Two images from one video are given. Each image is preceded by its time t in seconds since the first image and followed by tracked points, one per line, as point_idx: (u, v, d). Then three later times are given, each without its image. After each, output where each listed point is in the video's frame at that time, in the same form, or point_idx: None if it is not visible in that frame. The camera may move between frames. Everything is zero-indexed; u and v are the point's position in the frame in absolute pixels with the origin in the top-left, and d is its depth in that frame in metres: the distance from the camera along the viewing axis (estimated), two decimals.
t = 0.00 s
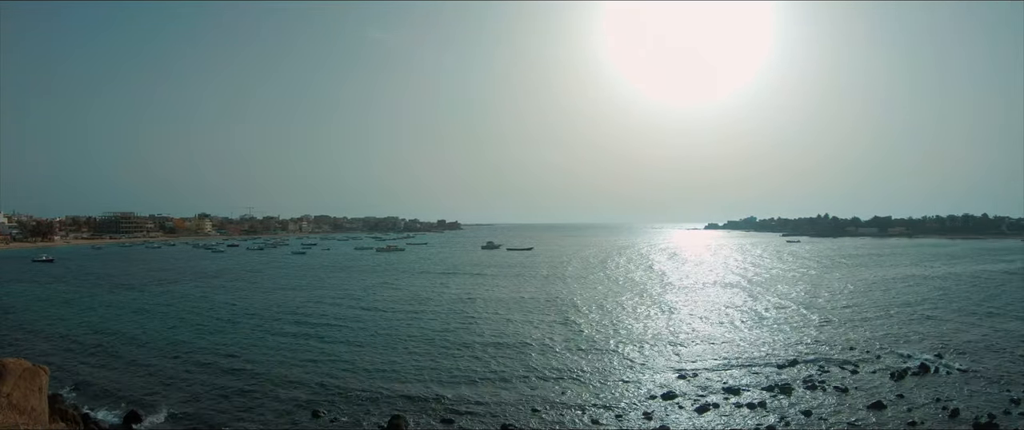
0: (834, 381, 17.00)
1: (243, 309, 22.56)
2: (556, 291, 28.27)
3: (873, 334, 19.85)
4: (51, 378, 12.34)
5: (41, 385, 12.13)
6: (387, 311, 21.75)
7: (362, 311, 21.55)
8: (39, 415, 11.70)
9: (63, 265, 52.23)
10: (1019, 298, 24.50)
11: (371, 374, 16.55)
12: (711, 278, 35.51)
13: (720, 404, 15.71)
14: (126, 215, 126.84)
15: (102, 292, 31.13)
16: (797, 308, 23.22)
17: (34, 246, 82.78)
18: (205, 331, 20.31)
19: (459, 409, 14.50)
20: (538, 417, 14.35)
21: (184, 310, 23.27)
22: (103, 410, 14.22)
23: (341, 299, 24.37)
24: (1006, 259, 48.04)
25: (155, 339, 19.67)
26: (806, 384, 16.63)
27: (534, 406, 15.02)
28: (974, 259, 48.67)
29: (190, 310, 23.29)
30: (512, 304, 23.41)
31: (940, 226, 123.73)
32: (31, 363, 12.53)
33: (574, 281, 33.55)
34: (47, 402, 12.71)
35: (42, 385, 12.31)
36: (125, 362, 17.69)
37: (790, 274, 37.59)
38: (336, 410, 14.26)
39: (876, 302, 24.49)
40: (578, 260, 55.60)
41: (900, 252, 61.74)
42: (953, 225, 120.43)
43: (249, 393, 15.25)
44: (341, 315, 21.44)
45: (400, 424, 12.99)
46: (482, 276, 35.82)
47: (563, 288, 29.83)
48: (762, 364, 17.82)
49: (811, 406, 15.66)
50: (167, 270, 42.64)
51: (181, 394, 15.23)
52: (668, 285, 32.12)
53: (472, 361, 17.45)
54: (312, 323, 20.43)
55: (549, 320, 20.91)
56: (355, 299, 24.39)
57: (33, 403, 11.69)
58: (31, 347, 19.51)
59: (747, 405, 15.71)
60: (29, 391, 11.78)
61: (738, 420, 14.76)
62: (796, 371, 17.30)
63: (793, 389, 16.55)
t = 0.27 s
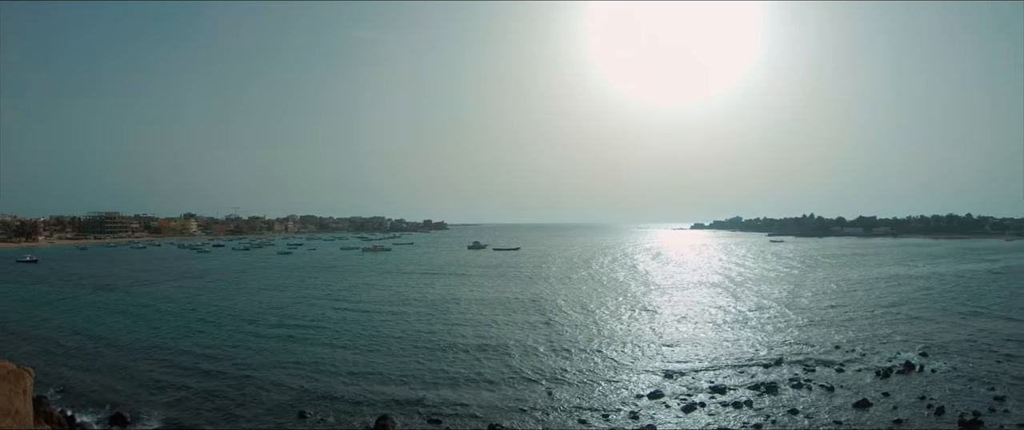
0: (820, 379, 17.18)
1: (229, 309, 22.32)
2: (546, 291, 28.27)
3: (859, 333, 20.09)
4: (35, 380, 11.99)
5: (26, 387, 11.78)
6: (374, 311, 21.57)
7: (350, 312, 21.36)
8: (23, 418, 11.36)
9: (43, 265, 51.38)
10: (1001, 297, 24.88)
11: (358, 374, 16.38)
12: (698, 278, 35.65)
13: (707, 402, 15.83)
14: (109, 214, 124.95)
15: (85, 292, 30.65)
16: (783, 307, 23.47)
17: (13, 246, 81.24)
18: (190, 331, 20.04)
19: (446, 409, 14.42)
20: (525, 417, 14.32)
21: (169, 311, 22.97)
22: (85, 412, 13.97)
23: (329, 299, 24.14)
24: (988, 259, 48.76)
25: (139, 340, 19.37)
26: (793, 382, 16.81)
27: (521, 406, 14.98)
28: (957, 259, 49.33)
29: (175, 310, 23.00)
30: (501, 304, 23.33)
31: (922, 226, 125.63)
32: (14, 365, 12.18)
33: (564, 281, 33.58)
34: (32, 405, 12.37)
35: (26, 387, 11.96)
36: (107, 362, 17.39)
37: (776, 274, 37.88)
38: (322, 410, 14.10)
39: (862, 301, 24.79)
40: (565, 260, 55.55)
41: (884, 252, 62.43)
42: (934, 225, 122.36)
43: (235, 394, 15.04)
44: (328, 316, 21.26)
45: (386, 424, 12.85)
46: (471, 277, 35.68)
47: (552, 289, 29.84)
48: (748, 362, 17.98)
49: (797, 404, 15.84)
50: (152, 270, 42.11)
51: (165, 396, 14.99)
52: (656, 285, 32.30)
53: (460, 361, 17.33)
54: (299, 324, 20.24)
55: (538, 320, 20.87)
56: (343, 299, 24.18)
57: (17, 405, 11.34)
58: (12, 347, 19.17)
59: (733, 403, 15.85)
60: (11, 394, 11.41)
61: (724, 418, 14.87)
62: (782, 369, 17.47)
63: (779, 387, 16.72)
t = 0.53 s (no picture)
0: (807, 378, 17.20)
1: (213, 310, 22.18)
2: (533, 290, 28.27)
3: (846, 331, 20.16)
4: (20, 382, 11.84)
5: (10, 390, 11.63)
6: (361, 310, 21.50)
7: (335, 312, 21.27)
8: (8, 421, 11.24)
9: (28, 267, 50.84)
10: (985, 295, 25.10)
11: (346, 374, 16.35)
12: (683, 278, 35.63)
13: (694, 402, 15.86)
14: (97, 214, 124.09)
15: (66, 294, 30.33)
16: (770, 306, 23.52)
17: None
18: (175, 332, 19.91)
19: (434, 410, 14.40)
20: (513, 417, 14.32)
21: (154, 312, 22.80)
22: (69, 414, 13.84)
23: (316, 300, 24.08)
24: (968, 258, 49.10)
25: (123, 341, 19.22)
26: (780, 382, 16.84)
27: (509, 406, 14.98)
28: (937, 258, 49.45)
29: (159, 312, 22.83)
30: (489, 303, 23.31)
31: (910, 225, 126.29)
32: None
33: (550, 281, 33.56)
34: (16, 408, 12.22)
35: (11, 390, 11.82)
36: (92, 364, 17.25)
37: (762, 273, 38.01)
38: (309, 411, 14.07)
39: (848, 299, 24.90)
40: (550, 260, 55.48)
41: (867, 251, 62.78)
42: (922, 225, 123.03)
43: (222, 395, 14.98)
44: (314, 314, 21.17)
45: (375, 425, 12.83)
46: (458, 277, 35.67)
47: (539, 288, 29.84)
48: (735, 359, 17.96)
49: (784, 404, 15.87)
50: (139, 271, 41.80)
51: (151, 398, 14.90)
52: (642, 284, 32.25)
53: (448, 360, 17.31)
54: (285, 323, 20.15)
55: (527, 318, 20.86)
56: (330, 299, 24.12)
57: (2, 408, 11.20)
58: None
59: (721, 403, 15.88)
60: None
61: (711, 418, 14.90)
62: (769, 368, 17.50)
63: (766, 387, 16.74)
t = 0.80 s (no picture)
0: (794, 377, 17.22)
1: (197, 312, 22.03)
2: (518, 290, 28.24)
3: (832, 330, 20.20)
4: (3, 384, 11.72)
5: None
6: (347, 311, 21.43)
7: (321, 313, 21.19)
8: None
9: (10, 268, 50.25)
10: (966, 294, 25.34)
11: (332, 374, 16.29)
12: (667, 278, 35.62)
13: (681, 402, 15.85)
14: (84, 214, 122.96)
15: (46, 296, 29.98)
16: (755, 306, 23.55)
17: None
18: (159, 334, 19.72)
19: (421, 411, 14.35)
20: (500, 417, 14.28)
21: (137, 313, 22.62)
22: (52, 418, 13.67)
23: (301, 300, 23.98)
24: (944, 258, 49.59)
25: (106, 343, 19.00)
26: (766, 380, 16.85)
27: (497, 406, 14.94)
28: (913, 258, 49.85)
29: (143, 313, 22.66)
30: (475, 304, 23.26)
31: (896, 225, 127.26)
32: None
33: (535, 281, 33.51)
34: None
35: None
36: (75, 366, 17.05)
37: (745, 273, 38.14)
38: (297, 412, 14.00)
39: (832, 299, 25.00)
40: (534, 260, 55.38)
41: (846, 251, 63.28)
42: (908, 225, 123.91)
43: (208, 396, 14.88)
44: (299, 314, 21.07)
45: (363, 425, 12.77)
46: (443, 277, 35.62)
47: (524, 288, 29.84)
48: (722, 358, 17.96)
49: (771, 403, 15.88)
50: (122, 272, 41.48)
51: (135, 401, 14.76)
52: (626, 284, 32.21)
53: (435, 360, 17.27)
54: (270, 323, 20.05)
55: (514, 319, 20.82)
56: (315, 300, 24.03)
57: None
58: None
59: (708, 402, 15.88)
60: None
61: (698, 418, 14.90)
62: (756, 366, 17.51)
63: (753, 385, 16.75)
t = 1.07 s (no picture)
0: (779, 375, 17.27)
1: (181, 313, 21.90)
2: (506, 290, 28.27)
3: (817, 328, 20.29)
4: None
5: None
6: (333, 311, 21.38)
7: (306, 313, 21.12)
8: None
9: None
10: (949, 293, 25.57)
11: (320, 374, 16.26)
12: (653, 278, 35.69)
13: (668, 401, 15.87)
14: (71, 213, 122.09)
15: (26, 298, 29.68)
16: (741, 305, 23.62)
17: None
18: (144, 334, 19.60)
19: (408, 411, 14.33)
20: (487, 417, 14.26)
21: (121, 315, 22.47)
22: (36, 420, 13.56)
23: (287, 301, 23.92)
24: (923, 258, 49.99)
25: (90, 344, 18.85)
26: (752, 379, 16.89)
27: (484, 406, 14.90)
28: (892, 258, 50.22)
29: (127, 314, 22.50)
30: (462, 304, 23.24)
31: (881, 225, 128.23)
32: None
33: (521, 281, 33.51)
34: None
35: None
36: (60, 368, 16.93)
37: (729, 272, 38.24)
38: (284, 413, 13.97)
39: (818, 298, 25.12)
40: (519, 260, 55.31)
41: (828, 251, 63.66)
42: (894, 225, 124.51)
43: (194, 397, 14.81)
44: (284, 315, 21.00)
45: (350, 426, 12.76)
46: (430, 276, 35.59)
47: (512, 288, 29.89)
48: (708, 357, 17.99)
49: (757, 402, 15.93)
50: (106, 272, 41.20)
51: (122, 403, 14.68)
52: (613, 284, 32.25)
53: (422, 360, 17.23)
54: (255, 324, 19.96)
55: (502, 319, 20.78)
56: (302, 300, 23.98)
57: None
58: None
59: (694, 401, 15.92)
60: None
61: (685, 417, 14.97)
62: (742, 365, 17.55)
63: (739, 384, 16.78)
